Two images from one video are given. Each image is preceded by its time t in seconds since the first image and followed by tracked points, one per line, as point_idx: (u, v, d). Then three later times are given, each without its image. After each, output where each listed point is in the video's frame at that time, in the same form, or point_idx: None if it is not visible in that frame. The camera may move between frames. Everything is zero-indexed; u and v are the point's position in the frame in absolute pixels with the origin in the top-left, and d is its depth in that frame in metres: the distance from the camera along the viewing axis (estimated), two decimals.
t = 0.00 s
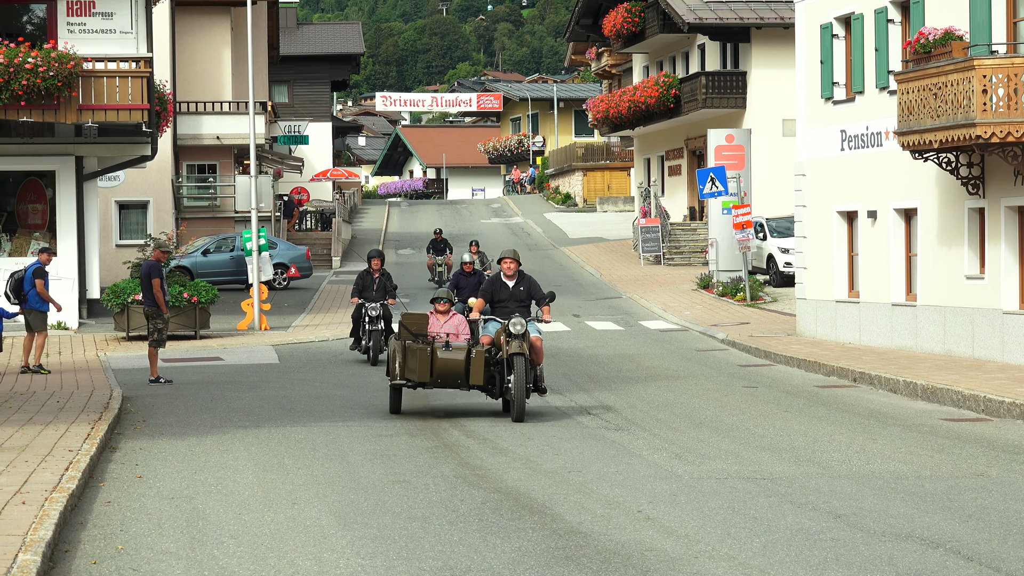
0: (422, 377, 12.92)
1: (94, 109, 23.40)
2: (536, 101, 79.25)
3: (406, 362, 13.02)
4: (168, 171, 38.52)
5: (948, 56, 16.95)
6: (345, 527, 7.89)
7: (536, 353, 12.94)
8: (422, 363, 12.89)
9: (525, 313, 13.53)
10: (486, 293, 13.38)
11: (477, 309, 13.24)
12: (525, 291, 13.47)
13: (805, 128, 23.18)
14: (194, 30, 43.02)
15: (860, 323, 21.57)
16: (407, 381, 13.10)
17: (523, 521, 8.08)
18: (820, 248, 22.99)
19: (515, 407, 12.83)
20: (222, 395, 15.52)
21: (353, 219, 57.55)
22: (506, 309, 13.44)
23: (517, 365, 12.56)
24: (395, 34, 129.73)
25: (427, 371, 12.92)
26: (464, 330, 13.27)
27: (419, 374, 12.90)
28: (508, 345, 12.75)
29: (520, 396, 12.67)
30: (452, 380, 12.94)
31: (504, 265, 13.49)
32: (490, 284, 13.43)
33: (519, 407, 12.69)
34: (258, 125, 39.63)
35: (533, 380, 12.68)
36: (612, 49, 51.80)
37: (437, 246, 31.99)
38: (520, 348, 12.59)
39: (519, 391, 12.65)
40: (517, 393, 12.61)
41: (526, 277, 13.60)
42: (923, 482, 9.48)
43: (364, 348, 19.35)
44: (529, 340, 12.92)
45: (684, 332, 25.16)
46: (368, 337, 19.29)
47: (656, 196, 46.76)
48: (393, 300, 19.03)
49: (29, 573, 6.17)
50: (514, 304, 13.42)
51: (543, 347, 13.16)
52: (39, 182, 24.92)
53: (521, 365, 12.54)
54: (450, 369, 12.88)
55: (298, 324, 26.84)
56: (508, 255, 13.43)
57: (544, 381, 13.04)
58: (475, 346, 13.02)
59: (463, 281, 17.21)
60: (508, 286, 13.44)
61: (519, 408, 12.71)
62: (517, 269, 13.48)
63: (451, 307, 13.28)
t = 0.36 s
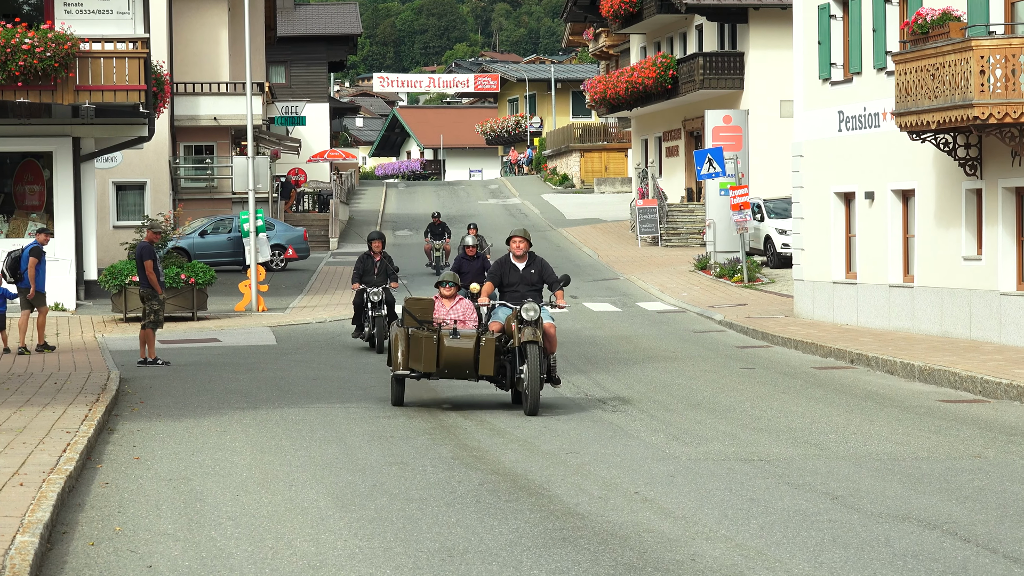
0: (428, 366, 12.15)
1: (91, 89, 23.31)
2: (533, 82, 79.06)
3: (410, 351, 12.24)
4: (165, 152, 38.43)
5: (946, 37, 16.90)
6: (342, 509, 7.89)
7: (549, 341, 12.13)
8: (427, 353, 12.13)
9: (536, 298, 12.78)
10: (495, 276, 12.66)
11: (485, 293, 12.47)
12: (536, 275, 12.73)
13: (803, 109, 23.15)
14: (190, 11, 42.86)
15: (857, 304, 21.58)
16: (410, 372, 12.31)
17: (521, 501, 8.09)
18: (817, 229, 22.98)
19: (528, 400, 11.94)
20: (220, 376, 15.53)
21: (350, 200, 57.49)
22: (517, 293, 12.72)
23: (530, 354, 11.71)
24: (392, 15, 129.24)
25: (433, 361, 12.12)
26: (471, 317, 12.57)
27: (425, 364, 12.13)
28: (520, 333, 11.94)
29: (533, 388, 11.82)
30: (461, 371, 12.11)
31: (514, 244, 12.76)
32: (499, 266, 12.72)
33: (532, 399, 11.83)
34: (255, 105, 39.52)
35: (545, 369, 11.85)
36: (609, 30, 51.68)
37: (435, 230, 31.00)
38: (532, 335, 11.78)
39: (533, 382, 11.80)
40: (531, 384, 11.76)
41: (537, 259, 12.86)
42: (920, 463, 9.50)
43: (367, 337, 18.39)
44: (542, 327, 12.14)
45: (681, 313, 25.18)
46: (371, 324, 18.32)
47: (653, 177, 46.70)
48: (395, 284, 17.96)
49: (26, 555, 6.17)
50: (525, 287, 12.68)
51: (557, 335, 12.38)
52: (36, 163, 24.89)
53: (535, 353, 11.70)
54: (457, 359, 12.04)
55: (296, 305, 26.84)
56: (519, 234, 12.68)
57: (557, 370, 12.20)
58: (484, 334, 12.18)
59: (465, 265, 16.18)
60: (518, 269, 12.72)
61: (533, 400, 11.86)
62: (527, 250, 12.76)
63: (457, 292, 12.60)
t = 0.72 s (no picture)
0: (438, 364, 11.31)
1: (89, 78, 23.26)
2: (531, 71, 78.93)
3: (419, 349, 11.39)
4: (164, 142, 38.39)
5: (944, 27, 16.87)
6: (341, 498, 7.90)
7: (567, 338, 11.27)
8: (436, 351, 11.30)
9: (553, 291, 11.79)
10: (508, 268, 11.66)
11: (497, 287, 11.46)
12: (551, 266, 11.74)
13: (801, 98, 23.12)
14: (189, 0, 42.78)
15: (855, 293, 21.59)
16: (418, 371, 11.46)
17: (519, 491, 8.11)
18: (815, 218, 22.97)
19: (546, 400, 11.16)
20: (218, 365, 15.53)
21: (349, 189, 57.47)
22: (531, 287, 11.71)
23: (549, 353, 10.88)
24: (391, 4, 128.93)
25: (443, 360, 11.30)
26: (483, 311, 11.63)
27: (435, 364, 11.30)
28: (536, 330, 11.06)
29: (551, 390, 11.02)
30: (473, 370, 11.30)
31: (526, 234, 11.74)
32: (512, 257, 11.74)
33: (551, 401, 11.06)
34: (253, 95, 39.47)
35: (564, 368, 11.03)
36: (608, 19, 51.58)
37: (433, 223, 30.05)
38: (551, 332, 10.92)
39: (551, 382, 10.99)
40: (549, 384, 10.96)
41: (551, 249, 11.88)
42: (918, 452, 9.52)
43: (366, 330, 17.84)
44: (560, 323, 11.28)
45: (680, 303, 25.18)
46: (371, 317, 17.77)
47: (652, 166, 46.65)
48: (397, 276, 17.57)
49: (24, 545, 6.18)
50: (540, 281, 11.68)
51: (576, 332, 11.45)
52: (34, 152, 24.88)
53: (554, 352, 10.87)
54: (470, 358, 11.21)
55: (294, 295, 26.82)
56: (534, 223, 11.65)
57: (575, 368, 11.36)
58: (498, 330, 11.37)
59: (470, 256, 15.67)
60: (533, 260, 11.72)
61: (552, 401, 11.08)
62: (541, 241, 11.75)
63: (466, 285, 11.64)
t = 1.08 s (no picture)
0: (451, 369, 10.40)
1: (87, 72, 23.21)
2: (529, 65, 78.85)
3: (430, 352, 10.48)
4: (161, 136, 38.34)
5: (942, 20, 16.87)
6: (339, 491, 7.89)
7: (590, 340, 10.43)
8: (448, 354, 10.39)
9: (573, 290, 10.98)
10: (525, 264, 10.88)
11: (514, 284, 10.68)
12: (572, 262, 10.94)
13: (800, 92, 23.11)
14: None
15: (852, 286, 21.61)
16: (429, 377, 10.54)
17: (517, 484, 8.09)
18: (814, 211, 22.97)
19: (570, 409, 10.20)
20: (216, 360, 15.52)
21: (346, 183, 57.46)
22: (550, 284, 10.91)
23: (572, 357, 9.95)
24: None
25: (457, 364, 10.40)
26: (499, 310, 10.82)
27: (448, 368, 10.39)
28: (559, 332, 10.15)
29: (575, 398, 10.06)
30: (489, 376, 10.38)
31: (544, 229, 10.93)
32: (529, 253, 10.95)
33: (575, 410, 10.11)
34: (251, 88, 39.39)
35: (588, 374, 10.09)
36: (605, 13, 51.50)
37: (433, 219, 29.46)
38: (575, 334, 9.99)
39: (575, 389, 10.02)
40: (573, 391, 10.01)
41: (572, 244, 11.06)
42: (916, 446, 9.51)
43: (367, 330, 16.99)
44: (582, 324, 10.39)
45: (677, 296, 25.17)
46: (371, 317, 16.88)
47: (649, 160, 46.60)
48: (399, 273, 16.70)
49: (22, 539, 6.16)
50: (560, 278, 10.88)
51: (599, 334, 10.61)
52: (31, 146, 24.81)
53: (578, 356, 9.94)
54: (486, 363, 10.29)
55: (293, 288, 26.80)
56: (552, 216, 10.79)
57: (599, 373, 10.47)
58: (516, 332, 10.47)
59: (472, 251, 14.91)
60: (551, 256, 10.93)
61: (576, 410, 10.11)
62: (561, 235, 10.95)
63: (480, 282, 10.90)
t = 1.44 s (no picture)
0: (470, 380, 9.51)
1: (85, 69, 23.26)
2: (527, 61, 78.82)
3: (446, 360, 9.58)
4: (159, 132, 38.34)
5: (940, 16, 16.88)
6: (337, 488, 7.90)
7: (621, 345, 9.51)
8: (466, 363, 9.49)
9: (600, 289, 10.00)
10: (549, 263, 9.88)
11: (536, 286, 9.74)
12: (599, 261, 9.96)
13: (797, 88, 23.11)
14: None
15: (850, 283, 21.61)
16: (445, 387, 9.66)
17: (516, 481, 8.11)
18: (812, 208, 22.98)
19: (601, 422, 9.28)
20: (215, 356, 15.53)
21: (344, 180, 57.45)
22: (576, 285, 9.93)
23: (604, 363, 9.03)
24: None
25: (476, 374, 9.49)
26: (520, 313, 10.10)
27: (466, 378, 9.49)
28: (588, 337, 9.26)
29: (606, 409, 9.13)
30: (511, 386, 9.48)
31: (568, 225, 9.99)
32: (553, 250, 9.96)
33: (607, 423, 9.19)
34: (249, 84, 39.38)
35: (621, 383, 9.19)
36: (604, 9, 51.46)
37: (433, 218, 29.39)
38: (606, 338, 9.09)
39: (607, 401, 9.11)
40: (605, 401, 9.09)
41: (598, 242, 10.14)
42: (914, 442, 9.53)
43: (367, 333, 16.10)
44: (613, 328, 9.50)
45: (676, 293, 25.19)
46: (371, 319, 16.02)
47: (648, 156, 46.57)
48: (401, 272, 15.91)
49: (21, 536, 6.17)
50: (586, 277, 9.90)
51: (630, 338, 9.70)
52: (30, 142, 24.80)
53: (610, 363, 9.03)
54: (509, 371, 9.41)
55: (290, 285, 26.81)
56: (578, 212, 9.87)
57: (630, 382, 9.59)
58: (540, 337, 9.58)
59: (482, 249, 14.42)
60: (576, 254, 9.94)
61: (608, 422, 9.19)
62: (586, 232, 10.00)
63: (499, 284, 10.17)
